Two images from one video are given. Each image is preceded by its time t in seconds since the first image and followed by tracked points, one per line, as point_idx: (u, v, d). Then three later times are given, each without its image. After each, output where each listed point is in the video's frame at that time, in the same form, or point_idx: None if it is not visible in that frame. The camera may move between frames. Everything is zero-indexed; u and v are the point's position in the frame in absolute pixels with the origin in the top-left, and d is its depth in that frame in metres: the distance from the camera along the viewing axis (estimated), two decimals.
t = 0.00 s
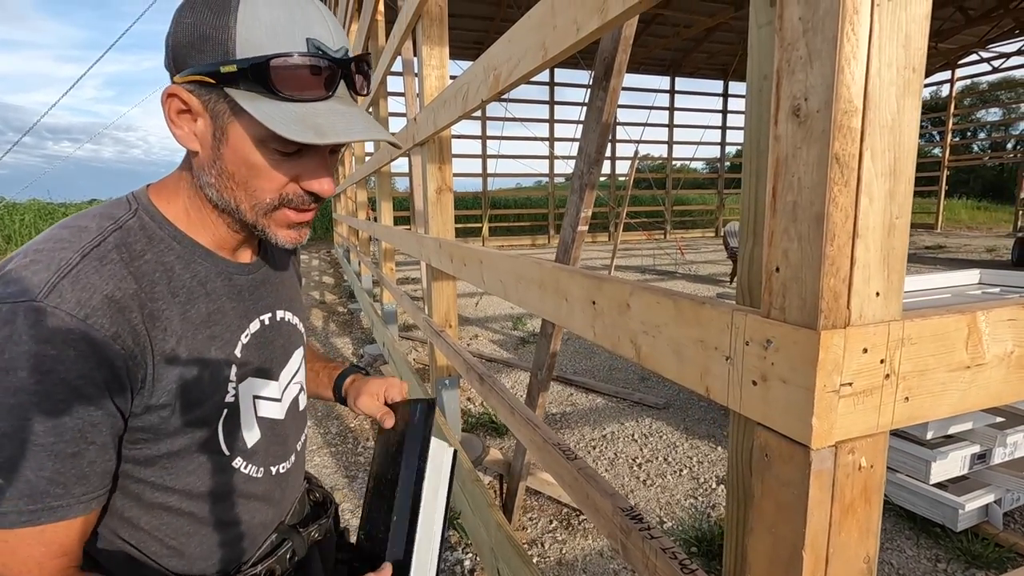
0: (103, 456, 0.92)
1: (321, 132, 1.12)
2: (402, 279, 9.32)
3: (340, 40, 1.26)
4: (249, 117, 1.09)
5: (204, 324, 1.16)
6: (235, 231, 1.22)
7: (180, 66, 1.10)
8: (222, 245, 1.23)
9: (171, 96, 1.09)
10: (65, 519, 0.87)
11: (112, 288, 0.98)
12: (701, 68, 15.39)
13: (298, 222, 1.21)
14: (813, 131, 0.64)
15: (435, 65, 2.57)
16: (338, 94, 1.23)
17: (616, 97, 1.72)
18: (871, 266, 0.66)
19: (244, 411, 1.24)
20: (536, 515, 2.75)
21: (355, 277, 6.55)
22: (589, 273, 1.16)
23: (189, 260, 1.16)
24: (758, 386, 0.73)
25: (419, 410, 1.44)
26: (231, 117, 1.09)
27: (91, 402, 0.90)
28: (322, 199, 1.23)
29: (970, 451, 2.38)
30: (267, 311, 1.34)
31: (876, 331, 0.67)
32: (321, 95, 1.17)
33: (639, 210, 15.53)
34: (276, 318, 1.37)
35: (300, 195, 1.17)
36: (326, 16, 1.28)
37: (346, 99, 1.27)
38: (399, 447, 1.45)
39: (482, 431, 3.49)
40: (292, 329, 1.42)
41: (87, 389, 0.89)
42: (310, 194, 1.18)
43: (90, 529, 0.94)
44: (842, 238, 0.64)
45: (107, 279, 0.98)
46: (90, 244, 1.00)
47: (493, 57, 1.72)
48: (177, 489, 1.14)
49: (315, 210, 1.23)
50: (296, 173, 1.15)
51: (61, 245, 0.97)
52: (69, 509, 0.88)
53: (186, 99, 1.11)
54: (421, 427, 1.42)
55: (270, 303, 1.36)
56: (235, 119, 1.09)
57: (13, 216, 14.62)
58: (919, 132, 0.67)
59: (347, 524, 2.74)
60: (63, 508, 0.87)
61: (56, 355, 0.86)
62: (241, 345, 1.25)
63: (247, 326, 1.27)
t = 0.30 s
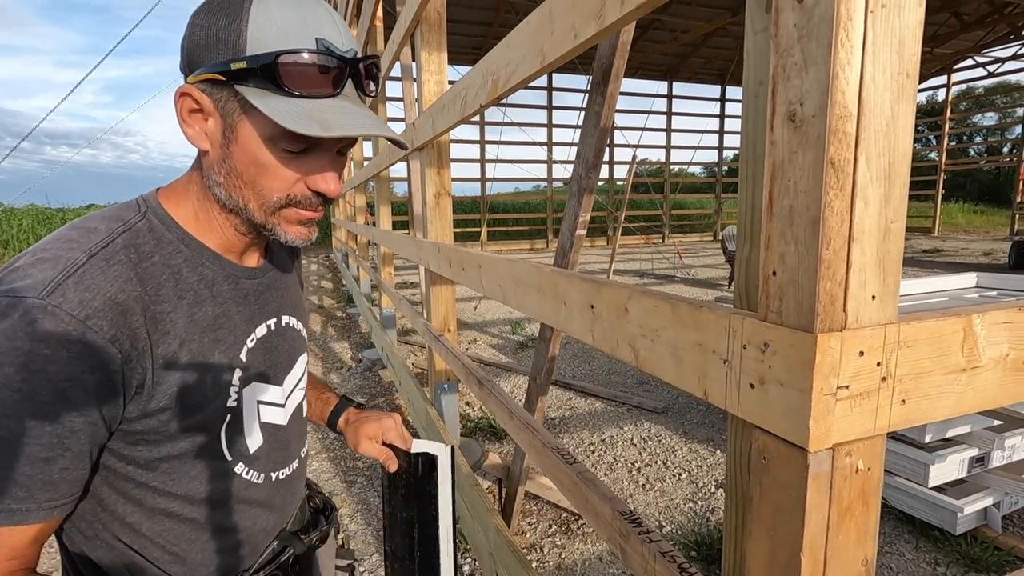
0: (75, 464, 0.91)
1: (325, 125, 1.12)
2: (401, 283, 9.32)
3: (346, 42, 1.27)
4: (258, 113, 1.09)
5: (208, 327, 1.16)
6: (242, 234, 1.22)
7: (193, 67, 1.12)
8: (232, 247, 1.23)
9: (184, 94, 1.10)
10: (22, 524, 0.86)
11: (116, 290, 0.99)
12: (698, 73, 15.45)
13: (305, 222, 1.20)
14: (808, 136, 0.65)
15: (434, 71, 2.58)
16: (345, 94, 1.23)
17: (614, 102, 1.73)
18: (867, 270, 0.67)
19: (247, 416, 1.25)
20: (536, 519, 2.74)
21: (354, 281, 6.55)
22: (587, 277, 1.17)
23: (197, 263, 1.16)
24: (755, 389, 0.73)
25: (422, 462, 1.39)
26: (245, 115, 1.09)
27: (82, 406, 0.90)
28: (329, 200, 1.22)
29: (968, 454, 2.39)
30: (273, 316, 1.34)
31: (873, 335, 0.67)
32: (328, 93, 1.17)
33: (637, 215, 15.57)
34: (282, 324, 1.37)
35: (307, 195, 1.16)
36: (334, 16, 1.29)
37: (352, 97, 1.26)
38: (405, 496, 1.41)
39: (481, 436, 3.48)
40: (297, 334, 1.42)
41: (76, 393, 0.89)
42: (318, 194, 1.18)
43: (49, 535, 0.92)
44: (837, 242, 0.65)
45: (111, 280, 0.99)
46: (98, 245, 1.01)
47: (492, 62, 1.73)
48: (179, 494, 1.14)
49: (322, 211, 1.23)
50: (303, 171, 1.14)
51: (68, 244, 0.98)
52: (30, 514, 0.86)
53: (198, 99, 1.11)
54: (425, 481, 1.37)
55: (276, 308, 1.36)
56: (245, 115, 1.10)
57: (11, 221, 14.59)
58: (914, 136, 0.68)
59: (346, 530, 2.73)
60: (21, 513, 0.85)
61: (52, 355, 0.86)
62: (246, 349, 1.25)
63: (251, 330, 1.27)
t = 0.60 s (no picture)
0: (65, 456, 0.90)
1: (293, 104, 1.10)
2: (401, 287, 9.33)
3: (333, 33, 1.26)
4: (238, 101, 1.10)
5: (211, 325, 1.17)
6: (242, 231, 1.22)
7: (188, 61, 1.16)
8: (232, 244, 1.24)
9: (179, 89, 1.14)
10: None
11: (116, 283, 0.99)
12: (696, 77, 15.48)
13: (295, 214, 1.20)
14: (803, 140, 0.65)
15: (433, 75, 2.59)
16: (329, 81, 1.20)
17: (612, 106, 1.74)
18: (863, 273, 0.67)
19: (250, 417, 1.24)
20: (535, 523, 2.74)
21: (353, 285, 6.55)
22: (586, 280, 1.17)
23: (200, 261, 1.17)
24: (752, 391, 0.74)
25: (434, 472, 1.38)
26: (230, 104, 1.11)
27: (82, 399, 0.90)
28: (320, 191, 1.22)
29: (967, 456, 2.39)
30: (277, 316, 1.34)
31: (869, 336, 0.67)
32: (307, 78, 1.15)
33: (636, 218, 15.59)
34: (286, 324, 1.37)
35: (294, 184, 1.17)
36: (325, 15, 1.30)
37: (337, 85, 1.22)
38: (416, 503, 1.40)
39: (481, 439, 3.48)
40: (302, 336, 1.41)
41: (66, 384, 0.88)
42: (305, 184, 1.18)
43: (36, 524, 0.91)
44: (834, 245, 0.65)
45: (112, 273, 0.99)
46: (101, 241, 1.02)
47: (490, 66, 1.73)
48: (182, 493, 1.15)
49: (313, 202, 1.23)
50: (289, 159, 1.15)
51: (72, 239, 1.00)
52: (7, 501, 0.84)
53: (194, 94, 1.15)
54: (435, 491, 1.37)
55: (280, 308, 1.36)
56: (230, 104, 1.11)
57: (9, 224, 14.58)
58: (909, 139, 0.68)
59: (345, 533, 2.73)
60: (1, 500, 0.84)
61: (49, 346, 0.86)
62: (248, 349, 1.25)
63: (255, 331, 1.27)
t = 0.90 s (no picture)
0: (75, 450, 0.90)
1: (232, 74, 1.10)
2: (401, 288, 9.34)
3: (290, 8, 1.25)
4: (202, 88, 1.13)
5: (222, 320, 1.17)
6: (242, 225, 1.23)
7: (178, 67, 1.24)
8: (234, 241, 1.25)
9: (168, 92, 1.22)
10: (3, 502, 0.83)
11: (124, 280, 1.00)
12: (697, 78, 15.49)
13: (276, 199, 1.21)
14: (804, 143, 0.66)
15: (433, 76, 2.59)
16: (283, 55, 1.18)
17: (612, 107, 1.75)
18: (862, 275, 0.68)
19: (264, 413, 1.24)
20: (535, 523, 2.74)
21: (353, 286, 6.55)
22: (586, 281, 1.17)
23: (208, 257, 1.17)
24: (753, 392, 0.74)
25: (438, 472, 1.38)
26: (197, 93, 1.15)
27: (91, 392, 0.91)
28: (296, 173, 1.22)
29: (967, 457, 2.39)
30: (287, 312, 1.34)
31: (869, 338, 0.68)
32: (256, 53, 1.15)
33: (636, 220, 15.59)
34: (297, 321, 1.37)
35: (267, 166, 1.18)
36: None
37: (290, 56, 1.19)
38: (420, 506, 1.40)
39: (481, 440, 3.48)
40: (312, 331, 1.41)
41: (75, 377, 0.88)
42: (278, 165, 1.18)
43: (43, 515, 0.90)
44: (833, 247, 0.65)
45: (121, 270, 1.00)
46: (111, 239, 1.04)
47: (491, 68, 1.74)
48: (200, 487, 1.15)
49: (293, 186, 1.23)
50: (261, 142, 1.17)
51: (83, 238, 1.01)
52: (12, 493, 0.84)
53: (183, 95, 1.23)
54: (440, 490, 1.37)
55: (290, 304, 1.36)
56: (197, 94, 1.15)
57: (9, 225, 14.56)
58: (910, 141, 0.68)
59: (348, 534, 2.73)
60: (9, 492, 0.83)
61: (58, 339, 0.87)
62: (259, 344, 1.25)
63: (266, 326, 1.27)
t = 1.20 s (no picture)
0: (67, 448, 0.89)
1: (221, 72, 1.11)
2: (401, 289, 9.35)
3: (289, 7, 1.23)
4: (203, 87, 1.15)
5: (230, 318, 1.16)
6: (250, 223, 1.22)
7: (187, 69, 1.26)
8: (243, 242, 1.24)
9: (178, 93, 1.24)
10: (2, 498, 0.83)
11: (130, 276, 1.00)
12: (697, 79, 15.50)
13: (279, 199, 1.19)
14: (806, 144, 0.66)
15: (433, 77, 2.59)
16: (279, 53, 1.17)
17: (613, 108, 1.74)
18: (865, 276, 0.67)
19: (273, 413, 1.24)
20: (536, 525, 2.74)
21: (354, 286, 6.55)
22: (587, 282, 1.18)
23: (217, 256, 1.17)
24: (755, 394, 0.74)
25: (437, 476, 1.37)
26: (200, 92, 1.16)
27: (88, 387, 0.90)
28: (297, 172, 1.21)
29: (967, 459, 2.39)
30: (297, 312, 1.33)
31: (870, 339, 0.68)
32: (251, 50, 1.14)
33: (636, 221, 15.61)
34: (306, 320, 1.36)
35: (267, 165, 1.17)
36: None
37: (285, 54, 1.17)
38: (420, 514, 1.38)
39: (482, 440, 3.49)
40: (322, 331, 1.40)
41: (72, 370, 0.87)
42: (277, 163, 1.18)
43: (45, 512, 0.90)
44: (835, 248, 0.66)
45: (128, 266, 1.00)
46: (121, 237, 1.04)
47: (493, 69, 1.74)
48: (210, 484, 1.15)
49: (295, 186, 1.22)
50: (260, 142, 1.17)
51: (94, 236, 1.02)
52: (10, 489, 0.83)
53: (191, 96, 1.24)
54: (440, 494, 1.35)
55: (300, 304, 1.35)
56: (200, 93, 1.16)
57: (9, 225, 14.55)
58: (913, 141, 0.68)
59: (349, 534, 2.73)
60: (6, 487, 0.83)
61: (58, 332, 0.87)
62: (268, 342, 1.24)
63: (275, 325, 1.26)
